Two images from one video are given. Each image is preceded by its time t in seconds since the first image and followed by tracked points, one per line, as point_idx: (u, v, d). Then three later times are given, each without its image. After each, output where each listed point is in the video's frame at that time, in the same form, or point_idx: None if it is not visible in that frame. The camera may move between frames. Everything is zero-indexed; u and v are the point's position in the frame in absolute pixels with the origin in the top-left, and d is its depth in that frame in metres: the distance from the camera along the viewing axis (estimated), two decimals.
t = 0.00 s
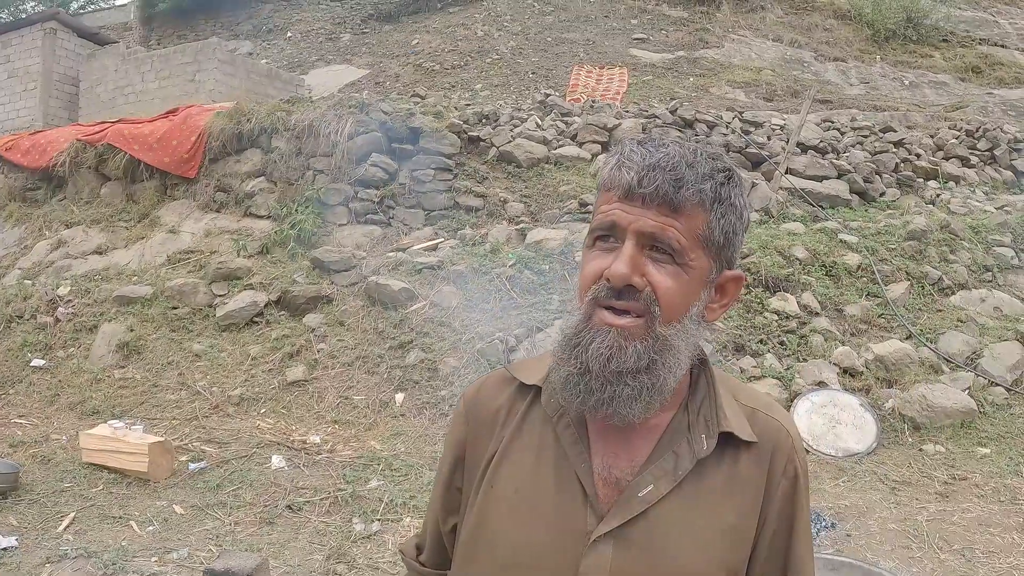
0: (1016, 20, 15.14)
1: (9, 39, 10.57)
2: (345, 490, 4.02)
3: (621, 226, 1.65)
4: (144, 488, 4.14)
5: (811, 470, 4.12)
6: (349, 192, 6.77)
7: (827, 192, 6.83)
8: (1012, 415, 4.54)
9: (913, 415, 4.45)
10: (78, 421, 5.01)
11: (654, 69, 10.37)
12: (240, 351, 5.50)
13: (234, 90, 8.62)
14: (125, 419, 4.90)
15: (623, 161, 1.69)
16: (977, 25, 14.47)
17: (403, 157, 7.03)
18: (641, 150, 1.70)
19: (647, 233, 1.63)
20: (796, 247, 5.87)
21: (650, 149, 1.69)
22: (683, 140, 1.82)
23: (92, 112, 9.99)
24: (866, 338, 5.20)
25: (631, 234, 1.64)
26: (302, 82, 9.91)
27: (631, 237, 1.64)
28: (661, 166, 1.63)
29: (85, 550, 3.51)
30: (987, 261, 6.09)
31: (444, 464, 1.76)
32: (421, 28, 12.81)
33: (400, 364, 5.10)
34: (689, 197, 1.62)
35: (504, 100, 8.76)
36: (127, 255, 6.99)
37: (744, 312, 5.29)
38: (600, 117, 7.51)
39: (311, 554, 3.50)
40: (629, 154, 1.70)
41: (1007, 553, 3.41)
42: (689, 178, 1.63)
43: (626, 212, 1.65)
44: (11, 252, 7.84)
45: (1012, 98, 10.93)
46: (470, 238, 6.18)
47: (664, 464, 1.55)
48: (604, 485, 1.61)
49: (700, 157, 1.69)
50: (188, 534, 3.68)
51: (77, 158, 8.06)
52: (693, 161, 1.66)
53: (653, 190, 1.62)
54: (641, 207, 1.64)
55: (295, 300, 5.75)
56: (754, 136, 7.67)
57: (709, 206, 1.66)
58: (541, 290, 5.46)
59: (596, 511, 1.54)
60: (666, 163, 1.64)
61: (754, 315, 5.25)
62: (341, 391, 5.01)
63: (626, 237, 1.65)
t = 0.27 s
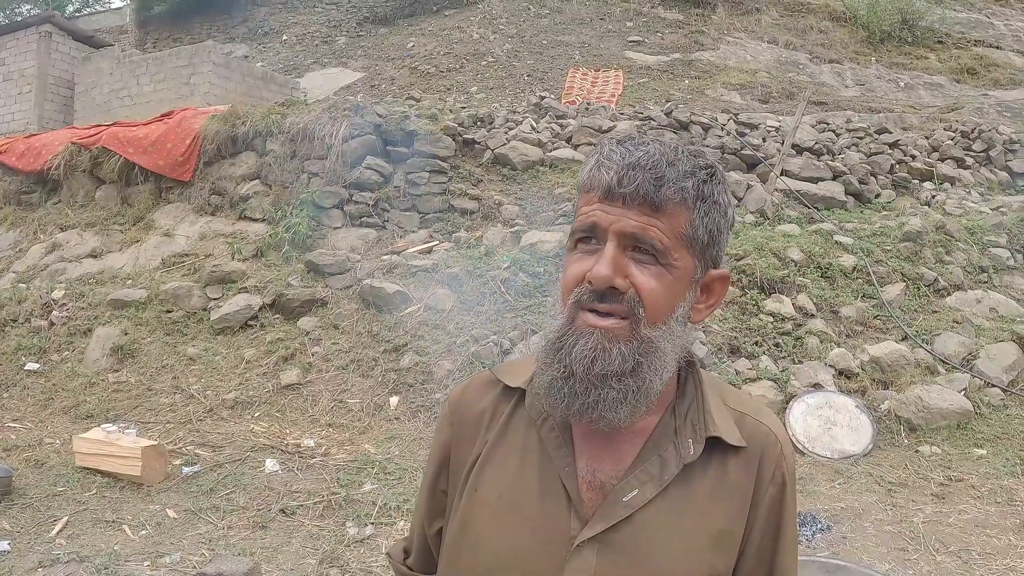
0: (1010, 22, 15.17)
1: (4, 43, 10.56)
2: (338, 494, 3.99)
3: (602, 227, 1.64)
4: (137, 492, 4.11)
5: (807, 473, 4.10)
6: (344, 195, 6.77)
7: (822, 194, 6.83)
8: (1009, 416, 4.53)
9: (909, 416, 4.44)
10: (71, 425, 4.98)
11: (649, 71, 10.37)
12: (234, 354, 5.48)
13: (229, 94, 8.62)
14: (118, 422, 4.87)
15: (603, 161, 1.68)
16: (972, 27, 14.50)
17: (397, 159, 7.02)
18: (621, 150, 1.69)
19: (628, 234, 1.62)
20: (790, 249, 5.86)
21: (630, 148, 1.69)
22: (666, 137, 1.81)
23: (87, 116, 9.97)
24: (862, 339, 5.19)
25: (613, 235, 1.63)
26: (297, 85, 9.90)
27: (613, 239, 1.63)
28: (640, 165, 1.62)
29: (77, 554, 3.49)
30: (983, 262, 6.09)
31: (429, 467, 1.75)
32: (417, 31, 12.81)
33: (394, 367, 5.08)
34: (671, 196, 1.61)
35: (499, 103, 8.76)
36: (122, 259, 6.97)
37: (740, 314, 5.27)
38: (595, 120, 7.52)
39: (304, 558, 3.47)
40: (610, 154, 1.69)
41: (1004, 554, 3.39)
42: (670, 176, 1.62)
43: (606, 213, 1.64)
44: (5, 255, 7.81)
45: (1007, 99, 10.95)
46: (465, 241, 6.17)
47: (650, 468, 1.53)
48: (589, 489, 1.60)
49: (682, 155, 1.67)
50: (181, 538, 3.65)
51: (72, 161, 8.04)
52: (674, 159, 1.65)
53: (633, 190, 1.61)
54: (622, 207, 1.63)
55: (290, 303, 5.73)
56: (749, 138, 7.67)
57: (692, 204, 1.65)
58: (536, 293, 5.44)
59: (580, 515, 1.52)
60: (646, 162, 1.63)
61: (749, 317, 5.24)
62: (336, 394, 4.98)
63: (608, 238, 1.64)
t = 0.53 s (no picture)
0: (1005, 23, 15.22)
1: None
2: (333, 498, 3.97)
3: (586, 234, 1.63)
4: (131, 497, 4.09)
5: (804, 475, 4.09)
6: (340, 198, 6.76)
7: (817, 196, 6.83)
8: (1005, 417, 4.52)
9: (905, 418, 4.43)
10: (66, 429, 4.95)
11: (644, 73, 10.38)
12: (229, 358, 5.46)
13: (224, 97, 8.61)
14: (113, 427, 4.85)
15: (585, 167, 1.68)
16: (967, 28, 14.53)
17: (392, 162, 7.01)
18: (603, 155, 1.68)
19: (612, 240, 1.61)
20: (786, 251, 5.86)
21: (613, 153, 1.68)
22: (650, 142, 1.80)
23: (83, 119, 9.95)
24: (858, 341, 5.19)
25: (596, 242, 1.62)
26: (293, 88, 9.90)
27: (596, 245, 1.62)
28: (622, 170, 1.62)
29: (71, 560, 3.46)
30: (979, 263, 6.09)
31: (419, 475, 1.75)
32: (412, 33, 12.81)
33: (390, 370, 5.06)
34: (654, 200, 1.60)
35: (494, 105, 8.75)
36: (117, 262, 6.95)
37: (735, 316, 5.27)
38: (590, 123, 7.52)
39: (299, 563, 3.46)
40: (591, 159, 1.69)
41: (1001, 556, 3.38)
42: (652, 180, 1.61)
43: (589, 219, 1.63)
44: None
45: (1002, 100, 10.97)
46: (460, 244, 6.16)
47: (641, 478, 1.52)
48: (579, 499, 1.59)
49: (666, 159, 1.67)
50: (175, 543, 3.63)
51: (67, 164, 8.02)
52: (657, 163, 1.65)
53: (615, 195, 1.60)
54: (605, 213, 1.62)
55: (285, 307, 5.72)
56: (745, 140, 7.67)
57: (676, 208, 1.63)
58: (532, 296, 5.44)
59: (569, 525, 1.52)
60: (628, 166, 1.63)
61: (745, 319, 5.24)
62: (331, 398, 4.96)
63: (591, 245, 1.63)
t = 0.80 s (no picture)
0: (999, 23, 15.25)
1: None
2: (330, 501, 3.95)
3: (583, 232, 1.63)
4: (127, 500, 4.06)
5: (802, 475, 4.08)
6: (335, 199, 6.74)
7: (814, 196, 6.83)
8: (1003, 416, 4.51)
9: (903, 418, 4.42)
10: (61, 432, 4.92)
11: (640, 74, 10.39)
12: (225, 360, 5.43)
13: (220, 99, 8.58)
14: (108, 430, 4.82)
15: (581, 164, 1.67)
16: (962, 28, 14.55)
17: (388, 163, 7.00)
18: (600, 151, 1.68)
19: (609, 238, 1.60)
20: (783, 251, 5.85)
21: (608, 149, 1.68)
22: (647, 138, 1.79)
23: (78, 121, 9.92)
24: (855, 341, 5.18)
25: (594, 240, 1.61)
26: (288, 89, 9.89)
27: (594, 243, 1.61)
28: (618, 166, 1.61)
29: (66, 565, 3.44)
30: (976, 262, 6.08)
31: (416, 479, 1.73)
32: (408, 35, 12.80)
33: (386, 372, 5.05)
34: (652, 196, 1.59)
35: (490, 106, 8.74)
36: (112, 265, 6.92)
37: (732, 317, 5.26)
38: (586, 124, 7.52)
39: (295, 566, 3.44)
40: (587, 156, 1.68)
41: (1000, 555, 3.37)
42: (650, 176, 1.60)
43: (586, 217, 1.63)
44: None
45: (997, 101, 10.98)
46: (456, 245, 6.15)
47: (643, 480, 1.51)
48: (579, 501, 1.58)
49: (663, 154, 1.66)
50: (171, 547, 3.60)
51: (62, 166, 7.99)
52: (654, 158, 1.64)
53: (612, 191, 1.59)
54: (602, 210, 1.62)
55: (281, 309, 5.70)
56: (741, 140, 7.67)
57: (675, 203, 1.62)
58: (528, 297, 5.43)
59: (569, 528, 1.51)
60: (624, 162, 1.62)
61: (741, 320, 5.23)
62: (327, 400, 4.94)
63: (589, 243, 1.62)
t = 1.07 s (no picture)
0: (995, 24, 15.28)
1: None
2: (327, 503, 3.94)
3: (576, 232, 1.62)
4: (123, 503, 4.04)
5: (799, 476, 4.07)
6: (331, 201, 6.74)
7: (810, 196, 6.83)
8: (1000, 416, 4.51)
9: (901, 418, 4.42)
10: (57, 435, 4.90)
11: (636, 75, 10.39)
12: (221, 362, 5.42)
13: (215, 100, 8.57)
14: (104, 432, 4.80)
15: (572, 164, 1.67)
16: (957, 28, 14.58)
17: (385, 165, 6.98)
18: (591, 150, 1.67)
19: (603, 237, 1.59)
20: (780, 251, 5.85)
21: (600, 149, 1.67)
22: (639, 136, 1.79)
23: (74, 123, 9.90)
24: (852, 341, 5.18)
25: (587, 239, 1.60)
26: (284, 91, 9.88)
27: (587, 243, 1.61)
28: (611, 165, 1.61)
29: (63, 568, 3.43)
30: (972, 262, 6.09)
31: (411, 482, 1.72)
32: (404, 36, 12.80)
33: (382, 374, 5.04)
34: (645, 194, 1.58)
35: (486, 107, 8.74)
36: (108, 267, 6.90)
37: (729, 317, 5.26)
38: (583, 125, 7.52)
39: (292, 569, 3.43)
40: (578, 155, 1.68)
41: (999, 555, 3.37)
42: (642, 174, 1.60)
43: (579, 217, 1.62)
44: None
45: (992, 101, 11.00)
46: (453, 247, 6.14)
47: (639, 481, 1.51)
48: (575, 503, 1.58)
49: (655, 152, 1.66)
50: (167, 550, 3.59)
51: (58, 168, 7.97)
52: (646, 156, 1.63)
53: (604, 190, 1.58)
54: (594, 210, 1.61)
55: (278, 311, 5.69)
56: (737, 141, 7.67)
57: (669, 201, 1.61)
58: (525, 298, 5.42)
59: (564, 530, 1.50)
60: (617, 161, 1.61)
61: (738, 320, 5.22)
62: (324, 402, 4.93)
63: (582, 243, 1.62)
